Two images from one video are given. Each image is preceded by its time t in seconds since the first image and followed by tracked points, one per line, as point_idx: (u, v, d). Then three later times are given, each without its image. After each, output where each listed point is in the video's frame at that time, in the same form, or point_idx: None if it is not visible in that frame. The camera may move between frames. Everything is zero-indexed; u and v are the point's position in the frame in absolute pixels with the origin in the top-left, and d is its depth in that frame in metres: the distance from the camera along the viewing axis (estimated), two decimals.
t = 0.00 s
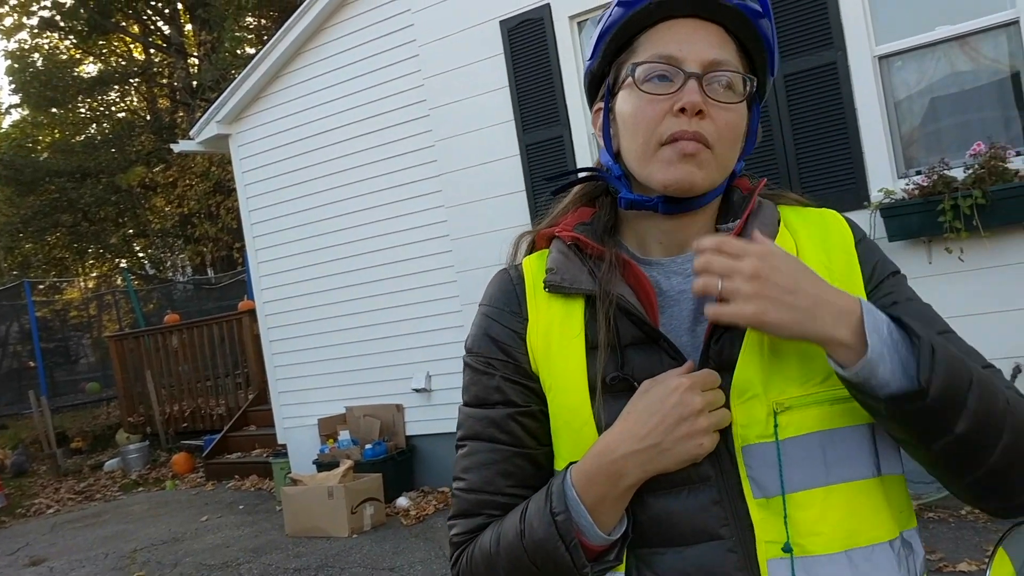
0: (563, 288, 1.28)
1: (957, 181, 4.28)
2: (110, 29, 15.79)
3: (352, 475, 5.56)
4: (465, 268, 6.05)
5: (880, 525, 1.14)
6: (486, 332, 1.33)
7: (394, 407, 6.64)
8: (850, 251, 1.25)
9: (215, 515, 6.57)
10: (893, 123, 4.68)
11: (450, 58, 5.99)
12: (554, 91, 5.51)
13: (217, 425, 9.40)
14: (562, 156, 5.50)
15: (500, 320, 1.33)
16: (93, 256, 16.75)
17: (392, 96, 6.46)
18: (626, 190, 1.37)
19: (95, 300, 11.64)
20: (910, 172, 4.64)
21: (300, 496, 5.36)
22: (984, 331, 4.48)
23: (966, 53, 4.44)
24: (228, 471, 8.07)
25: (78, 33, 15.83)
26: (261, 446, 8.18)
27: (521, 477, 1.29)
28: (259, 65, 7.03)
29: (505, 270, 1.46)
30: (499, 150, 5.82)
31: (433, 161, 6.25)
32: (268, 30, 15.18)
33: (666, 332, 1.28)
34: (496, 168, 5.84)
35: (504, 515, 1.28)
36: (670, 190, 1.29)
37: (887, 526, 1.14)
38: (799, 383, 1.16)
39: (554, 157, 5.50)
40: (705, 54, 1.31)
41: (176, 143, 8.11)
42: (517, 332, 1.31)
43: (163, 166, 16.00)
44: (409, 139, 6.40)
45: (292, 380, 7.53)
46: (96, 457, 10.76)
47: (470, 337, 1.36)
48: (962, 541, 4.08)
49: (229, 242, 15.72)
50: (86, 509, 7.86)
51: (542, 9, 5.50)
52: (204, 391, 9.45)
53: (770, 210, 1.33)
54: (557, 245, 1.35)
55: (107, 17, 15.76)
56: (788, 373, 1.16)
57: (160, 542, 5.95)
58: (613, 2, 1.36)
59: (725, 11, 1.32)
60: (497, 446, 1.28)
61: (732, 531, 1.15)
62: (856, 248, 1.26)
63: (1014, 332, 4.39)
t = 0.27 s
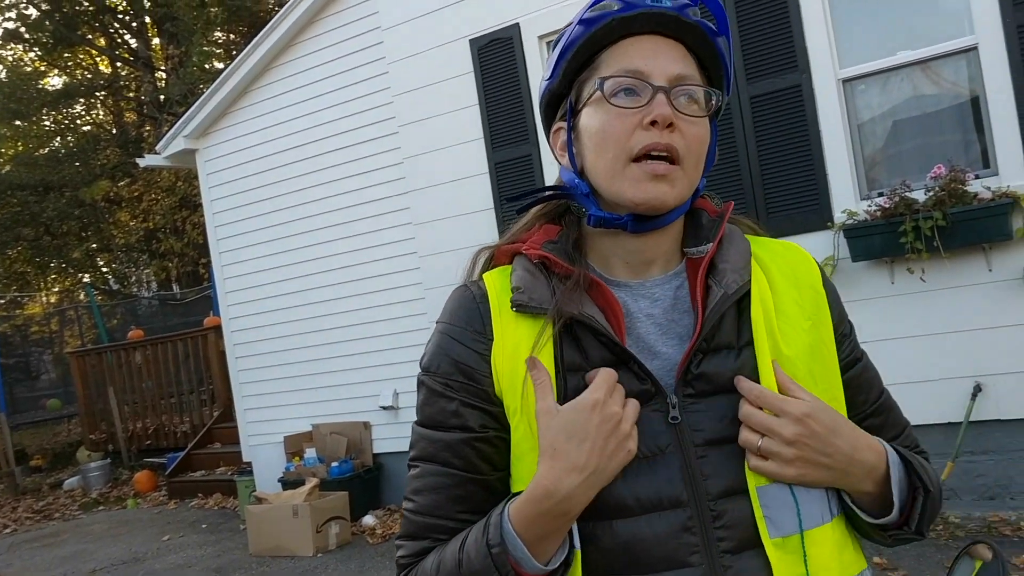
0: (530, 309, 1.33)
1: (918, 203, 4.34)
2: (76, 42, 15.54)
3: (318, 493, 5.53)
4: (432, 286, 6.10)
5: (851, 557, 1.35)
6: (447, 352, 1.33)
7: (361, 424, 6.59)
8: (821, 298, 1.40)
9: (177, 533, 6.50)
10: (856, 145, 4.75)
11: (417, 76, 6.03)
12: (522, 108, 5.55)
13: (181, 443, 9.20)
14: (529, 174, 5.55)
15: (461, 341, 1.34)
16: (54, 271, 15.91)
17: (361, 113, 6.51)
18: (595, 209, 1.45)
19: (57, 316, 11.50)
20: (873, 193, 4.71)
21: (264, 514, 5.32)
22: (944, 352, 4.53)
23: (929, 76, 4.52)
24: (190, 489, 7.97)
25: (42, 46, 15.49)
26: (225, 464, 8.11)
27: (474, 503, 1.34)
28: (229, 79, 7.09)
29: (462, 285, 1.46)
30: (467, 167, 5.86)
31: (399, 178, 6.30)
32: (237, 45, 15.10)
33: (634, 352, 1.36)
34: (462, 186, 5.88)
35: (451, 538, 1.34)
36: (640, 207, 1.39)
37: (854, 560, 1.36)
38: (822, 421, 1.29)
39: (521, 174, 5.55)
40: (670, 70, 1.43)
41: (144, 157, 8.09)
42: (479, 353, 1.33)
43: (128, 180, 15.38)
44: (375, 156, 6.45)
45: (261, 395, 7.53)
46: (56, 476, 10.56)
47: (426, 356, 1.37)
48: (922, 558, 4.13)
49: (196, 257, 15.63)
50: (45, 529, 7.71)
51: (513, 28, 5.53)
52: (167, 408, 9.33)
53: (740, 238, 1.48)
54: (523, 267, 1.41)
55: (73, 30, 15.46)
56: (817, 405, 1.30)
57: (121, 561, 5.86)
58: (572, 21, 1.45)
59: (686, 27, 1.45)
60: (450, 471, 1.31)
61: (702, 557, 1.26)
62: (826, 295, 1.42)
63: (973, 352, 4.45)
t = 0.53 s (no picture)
0: (498, 322, 1.34)
1: (874, 223, 4.41)
2: (33, 53, 14.41)
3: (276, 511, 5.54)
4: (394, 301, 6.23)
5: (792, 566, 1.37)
6: (409, 361, 1.32)
7: (321, 442, 6.73)
8: (763, 315, 1.48)
9: (131, 553, 6.42)
10: (814, 166, 4.83)
11: (380, 94, 6.13)
12: (486, 125, 5.65)
13: (137, 460, 9.09)
14: (492, 191, 5.65)
15: (426, 349, 1.34)
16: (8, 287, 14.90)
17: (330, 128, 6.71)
18: (557, 225, 1.48)
19: (10, 331, 11.36)
20: (830, 214, 4.78)
21: (221, 534, 5.25)
22: (898, 371, 4.60)
23: (885, 99, 4.61)
24: (146, 507, 7.86)
25: None
26: (182, 482, 8.02)
27: (421, 517, 1.29)
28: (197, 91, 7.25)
29: (420, 296, 1.45)
30: (430, 184, 5.95)
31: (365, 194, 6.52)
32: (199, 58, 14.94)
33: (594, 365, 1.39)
34: (424, 203, 5.98)
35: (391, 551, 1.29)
36: (607, 221, 1.41)
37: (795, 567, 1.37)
38: (746, 417, 1.30)
39: (485, 191, 5.66)
40: (635, 93, 1.46)
41: (103, 171, 8.09)
42: (445, 362, 1.32)
43: (86, 194, 14.65)
44: (341, 172, 6.67)
45: (226, 404, 7.65)
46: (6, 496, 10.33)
47: (386, 364, 1.34)
48: None
49: (154, 270, 15.34)
50: None
51: (476, 47, 5.66)
52: (123, 425, 9.16)
53: (690, 260, 1.52)
54: (485, 280, 1.42)
55: (29, 39, 14.38)
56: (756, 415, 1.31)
57: None
58: (541, 36, 1.46)
59: (651, 50, 1.49)
60: (403, 480, 1.28)
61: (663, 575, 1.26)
62: (769, 314, 1.50)
63: (928, 370, 4.52)
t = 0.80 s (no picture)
0: (464, 335, 1.34)
1: (846, 233, 4.47)
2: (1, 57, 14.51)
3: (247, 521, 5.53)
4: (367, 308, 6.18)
5: None
6: (374, 374, 1.32)
7: (293, 451, 6.69)
8: (737, 328, 1.46)
9: (100, 565, 6.34)
10: (786, 177, 4.88)
11: (353, 101, 6.14)
12: (461, 134, 5.67)
13: (106, 469, 9.00)
14: (468, 199, 5.67)
15: (390, 363, 1.33)
16: None
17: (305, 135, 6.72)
18: (527, 234, 1.49)
19: None
20: (803, 224, 4.83)
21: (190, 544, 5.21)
22: (868, 379, 4.64)
23: (857, 110, 4.68)
24: (115, 517, 7.76)
25: None
26: (153, 492, 7.97)
27: (371, 528, 1.30)
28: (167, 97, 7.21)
29: (389, 307, 1.45)
30: (404, 192, 5.95)
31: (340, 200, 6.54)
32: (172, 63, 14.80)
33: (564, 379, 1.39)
34: (398, 211, 5.98)
35: (343, 562, 1.30)
36: (578, 229, 1.41)
37: None
38: (738, 471, 1.32)
39: (460, 199, 5.68)
40: (605, 103, 1.46)
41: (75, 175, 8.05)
42: (409, 378, 1.32)
43: (56, 200, 14.49)
44: (316, 177, 6.68)
45: (198, 412, 7.60)
46: None
47: (351, 375, 1.34)
48: None
49: (125, 278, 14.88)
50: None
51: (452, 55, 5.67)
52: (93, 434, 9.06)
53: (662, 269, 1.53)
54: (454, 291, 1.41)
55: None
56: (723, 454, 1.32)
57: None
58: (513, 45, 1.46)
59: (623, 62, 1.49)
60: (357, 492, 1.29)
61: None
62: (741, 323, 1.48)
63: (898, 379, 4.57)
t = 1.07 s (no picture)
0: (453, 341, 1.34)
1: (834, 237, 4.48)
2: None
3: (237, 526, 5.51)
4: (357, 311, 6.17)
5: None
6: (357, 374, 1.33)
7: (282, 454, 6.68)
8: (724, 330, 1.44)
9: (87, 569, 6.30)
10: (776, 180, 4.89)
11: (343, 103, 6.13)
12: (452, 137, 5.69)
13: (93, 472, 8.93)
14: (458, 201, 5.68)
15: (373, 364, 1.34)
16: None
17: (294, 138, 6.72)
18: (516, 240, 1.49)
19: None
20: (792, 227, 4.84)
21: (178, 548, 5.20)
22: (855, 382, 4.66)
23: (846, 114, 4.70)
24: (103, 521, 7.71)
25: None
26: (140, 495, 7.94)
27: (324, 519, 1.32)
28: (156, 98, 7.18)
29: (380, 311, 1.45)
30: (394, 195, 5.95)
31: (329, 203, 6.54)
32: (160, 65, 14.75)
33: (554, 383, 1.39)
34: (388, 213, 5.98)
35: (291, 547, 1.31)
36: (565, 238, 1.42)
37: None
38: (749, 478, 1.30)
39: (450, 202, 5.68)
40: (593, 109, 1.46)
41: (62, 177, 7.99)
42: (389, 380, 1.32)
43: (43, 202, 14.47)
44: (306, 181, 6.67)
45: (188, 414, 7.58)
46: None
47: (338, 371, 1.36)
48: None
49: (113, 281, 14.86)
50: None
51: (442, 58, 5.68)
52: (81, 437, 9.01)
53: (651, 271, 1.53)
54: (444, 296, 1.42)
55: None
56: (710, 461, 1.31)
57: None
58: (499, 51, 1.45)
59: (610, 66, 1.48)
60: (317, 482, 1.31)
61: None
62: (729, 326, 1.47)
63: (886, 382, 4.58)
